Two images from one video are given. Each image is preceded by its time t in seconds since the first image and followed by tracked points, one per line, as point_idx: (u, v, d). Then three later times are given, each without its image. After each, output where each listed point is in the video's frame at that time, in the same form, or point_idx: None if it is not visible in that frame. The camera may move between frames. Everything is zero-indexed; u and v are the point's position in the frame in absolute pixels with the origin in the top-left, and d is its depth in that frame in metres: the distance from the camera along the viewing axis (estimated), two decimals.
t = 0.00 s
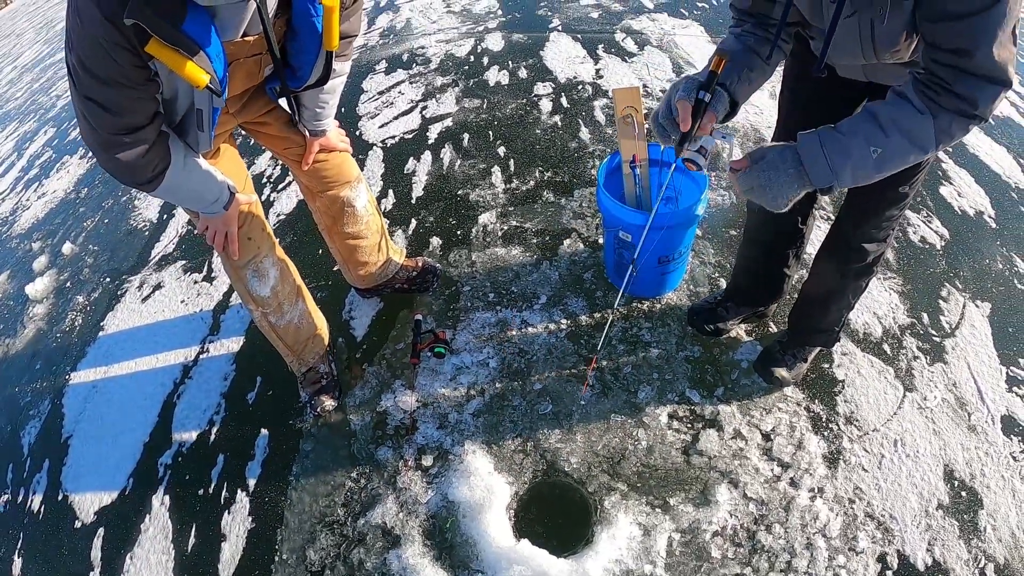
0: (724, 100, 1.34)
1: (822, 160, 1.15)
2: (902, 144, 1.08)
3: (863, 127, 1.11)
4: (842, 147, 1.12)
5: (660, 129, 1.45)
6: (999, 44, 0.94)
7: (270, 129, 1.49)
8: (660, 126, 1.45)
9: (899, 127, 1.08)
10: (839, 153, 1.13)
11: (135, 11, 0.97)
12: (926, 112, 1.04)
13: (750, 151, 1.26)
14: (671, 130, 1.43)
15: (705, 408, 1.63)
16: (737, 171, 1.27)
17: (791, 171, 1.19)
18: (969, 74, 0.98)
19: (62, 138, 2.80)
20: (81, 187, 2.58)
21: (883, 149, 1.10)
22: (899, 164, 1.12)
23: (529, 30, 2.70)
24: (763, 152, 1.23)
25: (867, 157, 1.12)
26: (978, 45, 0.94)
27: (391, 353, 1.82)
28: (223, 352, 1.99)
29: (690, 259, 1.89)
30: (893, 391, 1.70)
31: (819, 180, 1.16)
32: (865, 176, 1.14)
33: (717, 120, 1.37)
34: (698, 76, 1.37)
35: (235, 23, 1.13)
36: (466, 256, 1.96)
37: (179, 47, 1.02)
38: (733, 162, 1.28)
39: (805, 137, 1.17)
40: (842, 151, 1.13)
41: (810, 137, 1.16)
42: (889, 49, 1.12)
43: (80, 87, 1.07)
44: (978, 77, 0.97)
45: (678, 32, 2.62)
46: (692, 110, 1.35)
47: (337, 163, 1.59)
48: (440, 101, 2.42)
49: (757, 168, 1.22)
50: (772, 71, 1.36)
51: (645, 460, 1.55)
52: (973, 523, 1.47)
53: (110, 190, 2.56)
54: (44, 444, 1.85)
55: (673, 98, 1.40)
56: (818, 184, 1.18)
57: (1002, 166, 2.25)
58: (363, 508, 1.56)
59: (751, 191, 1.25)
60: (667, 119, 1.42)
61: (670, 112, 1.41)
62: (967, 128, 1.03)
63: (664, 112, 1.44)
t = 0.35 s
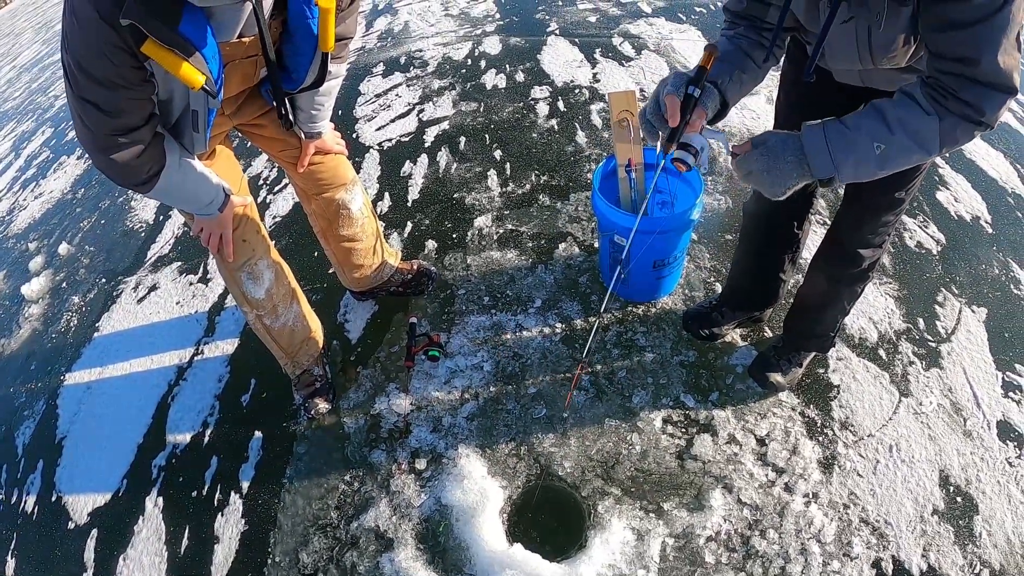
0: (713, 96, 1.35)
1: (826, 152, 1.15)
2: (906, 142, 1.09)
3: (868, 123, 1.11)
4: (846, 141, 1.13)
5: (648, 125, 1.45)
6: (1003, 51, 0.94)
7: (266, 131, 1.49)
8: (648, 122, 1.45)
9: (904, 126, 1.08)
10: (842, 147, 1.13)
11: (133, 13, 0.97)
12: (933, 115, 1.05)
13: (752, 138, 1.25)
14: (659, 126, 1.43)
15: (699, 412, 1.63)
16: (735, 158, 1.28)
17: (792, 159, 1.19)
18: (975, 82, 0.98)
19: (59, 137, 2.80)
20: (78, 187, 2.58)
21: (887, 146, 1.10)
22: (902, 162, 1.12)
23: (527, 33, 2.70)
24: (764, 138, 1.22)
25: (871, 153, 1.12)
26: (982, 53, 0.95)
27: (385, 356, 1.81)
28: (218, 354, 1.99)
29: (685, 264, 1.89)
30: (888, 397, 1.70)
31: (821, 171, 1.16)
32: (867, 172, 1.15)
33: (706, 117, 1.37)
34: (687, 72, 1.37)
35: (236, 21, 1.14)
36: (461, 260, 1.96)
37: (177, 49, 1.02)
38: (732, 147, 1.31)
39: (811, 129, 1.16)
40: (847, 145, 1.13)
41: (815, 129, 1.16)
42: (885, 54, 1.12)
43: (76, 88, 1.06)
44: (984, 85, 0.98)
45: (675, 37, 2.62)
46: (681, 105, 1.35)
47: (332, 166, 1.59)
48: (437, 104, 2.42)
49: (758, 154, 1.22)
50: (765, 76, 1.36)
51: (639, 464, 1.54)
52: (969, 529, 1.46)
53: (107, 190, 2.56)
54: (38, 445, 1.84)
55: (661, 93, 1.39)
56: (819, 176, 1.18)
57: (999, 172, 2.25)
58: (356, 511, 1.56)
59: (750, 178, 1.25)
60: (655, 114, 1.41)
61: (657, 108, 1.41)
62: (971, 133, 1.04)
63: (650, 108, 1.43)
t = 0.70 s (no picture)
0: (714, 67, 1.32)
1: (826, 138, 1.14)
2: (907, 139, 1.08)
3: (871, 115, 1.11)
4: (848, 129, 1.12)
5: (646, 90, 1.38)
6: (1000, 62, 0.96)
7: (261, 133, 1.50)
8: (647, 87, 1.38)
9: (905, 122, 1.08)
10: (843, 135, 1.12)
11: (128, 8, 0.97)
12: (935, 115, 1.05)
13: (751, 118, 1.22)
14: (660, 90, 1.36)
15: (689, 419, 1.63)
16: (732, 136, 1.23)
17: (793, 139, 1.17)
18: (974, 92, 1.00)
19: (51, 136, 2.79)
20: (69, 187, 2.57)
21: (887, 140, 1.10)
22: (901, 160, 1.12)
23: (521, 41, 2.72)
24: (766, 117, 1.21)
25: (870, 146, 1.11)
26: (981, 65, 0.97)
27: (375, 360, 1.81)
28: (207, 357, 1.98)
29: (676, 271, 1.90)
30: (878, 405, 1.70)
31: (819, 157, 1.15)
32: (864, 164, 1.13)
33: (710, 86, 1.32)
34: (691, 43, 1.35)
35: (231, 22, 1.13)
36: (452, 265, 1.96)
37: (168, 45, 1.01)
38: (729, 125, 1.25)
39: (813, 115, 1.15)
40: (848, 133, 1.12)
41: (818, 116, 1.15)
42: (880, 64, 1.14)
43: (72, 84, 1.06)
44: (983, 95, 1.00)
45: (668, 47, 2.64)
46: (686, 67, 1.30)
47: (326, 170, 1.59)
48: (431, 110, 2.43)
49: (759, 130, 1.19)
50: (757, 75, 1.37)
51: (628, 471, 1.54)
52: (958, 536, 1.46)
53: (99, 190, 2.55)
54: (24, 444, 1.82)
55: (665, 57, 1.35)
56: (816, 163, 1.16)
57: (989, 184, 2.27)
58: (343, 516, 1.55)
59: (744, 155, 1.21)
60: (657, 76, 1.36)
61: (660, 71, 1.36)
62: (969, 139, 1.05)
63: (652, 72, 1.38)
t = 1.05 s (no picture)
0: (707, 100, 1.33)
1: (820, 138, 1.13)
2: (898, 143, 1.09)
3: (865, 117, 1.11)
4: (843, 129, 1.12)
5: (641, 125, 1.40)
6: (989, 77, 0.98)
7: (258, 134, 1.51)
8: (641, 123, 1.40)
9: (897, 127, 1.09)
10: (838, 135, 1.12)
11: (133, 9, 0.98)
12: (927, 123, 1.06)
13: (750, 109, 1.22)
14: (653, 126, 1.38)
15: (678, 426, 1.63)
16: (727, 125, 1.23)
17: (789, 135, 1.16)
18: (962, 105, 1.02)
19: (47, 136, 2.80)
20: (63, 187, 2.57)
21: (880, 143, 1.10)
22: (889, 165, 1.13)
23: (517, 51, 2.75)
24: (764, 111, 1.19)
25: (862, 148, 1.11)
26: (970, 79, 0.99)
27: (366, 365, 1.81)
28: (198, 358, 1.97)
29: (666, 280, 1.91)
30: (866, 414, 1.71)
31: (813, 155, 1.14)
32: (856, 166, 1.14)
33: (700, 121, 1.34)
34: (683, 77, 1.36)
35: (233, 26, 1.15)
36: (444, 271, 1.97)
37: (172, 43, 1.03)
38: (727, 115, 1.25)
39: (808, 114, 1.15)
40: (842, 133, 1.12)
41: (813, 116, 1.14)
42: (871, 77, 1.16)
43: (73, 80, 1.06)
44: (972, 107, 1.01)
45: (662, 58, 2.67)
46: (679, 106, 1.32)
47: (321, 174, 1.61)
48: (426, 117, 2.45)
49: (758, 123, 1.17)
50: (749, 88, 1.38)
51: (617, 477, 1.54)
52: (947, 545, 1.47)
53: (93, 191, 2.55)
54: (12, 443, 1.81)
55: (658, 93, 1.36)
56: (809, 162, 1.16)
57: (979, 196, 2.30)
58: (332, 518, 1.54)
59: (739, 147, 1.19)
60: (651, 113, 1.37)
61: (653, 107, 1.37)
62: (956, 148, 1.07)
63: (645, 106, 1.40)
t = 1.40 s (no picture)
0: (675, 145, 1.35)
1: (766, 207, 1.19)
2: (843, 193, 1.12)
3: (806, 175, 1.15)
4: (785, 195, 1.17)
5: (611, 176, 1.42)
6: (948, 102, 0.97)
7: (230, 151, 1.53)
8: (611, 174, 1.42)
9: (839, 178, 1.12)
10: (782, 198, 1.17)
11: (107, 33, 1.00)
12: (872, 167, 1.08)
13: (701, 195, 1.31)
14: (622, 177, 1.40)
15: (649, 445, 1.63)
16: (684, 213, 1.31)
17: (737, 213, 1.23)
18: (919, 130, 1.00)
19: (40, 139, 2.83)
20: (54, 190, 2.59)
21: (825, 198, 1.14)
22: (843, 212, 1.15)
23: (506, 63, 2.77)
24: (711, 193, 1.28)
25: (810, 207, 1.15)
26: (929, 100, 0.97)
27: (341, 376, 1.81)
28: (178, 366, 1.98)
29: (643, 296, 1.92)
30: (841, 434, 1.70)
31: (763, 224, 1.21)
32: (810, 223, 1.18)
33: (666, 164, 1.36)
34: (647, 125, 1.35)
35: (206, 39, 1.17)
36: (422, 284, 1.98)
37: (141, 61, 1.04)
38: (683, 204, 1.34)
39: (753, 182, 1.22)
40: (786, 198, 1.17)
41: (756, 182, 1.21)
42: (839, 99, 1.13)
43: (45, 103, 1.06)
44: (929, 133, 1.00)
45: (650, 72, 2.69)
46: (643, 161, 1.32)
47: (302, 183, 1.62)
48: (412, 129, 2.47)
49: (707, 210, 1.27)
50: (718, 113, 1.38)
51: (586, 495, 1.54)
52: (920, 566, 1.45)
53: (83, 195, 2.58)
54: None
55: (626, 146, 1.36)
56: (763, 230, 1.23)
57: (963, 214, 2.29)
58: (303, 529, 1.54)
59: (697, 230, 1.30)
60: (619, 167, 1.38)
61: (623, 160, 1.38)
62: (911, 179, 1.06)
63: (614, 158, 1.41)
